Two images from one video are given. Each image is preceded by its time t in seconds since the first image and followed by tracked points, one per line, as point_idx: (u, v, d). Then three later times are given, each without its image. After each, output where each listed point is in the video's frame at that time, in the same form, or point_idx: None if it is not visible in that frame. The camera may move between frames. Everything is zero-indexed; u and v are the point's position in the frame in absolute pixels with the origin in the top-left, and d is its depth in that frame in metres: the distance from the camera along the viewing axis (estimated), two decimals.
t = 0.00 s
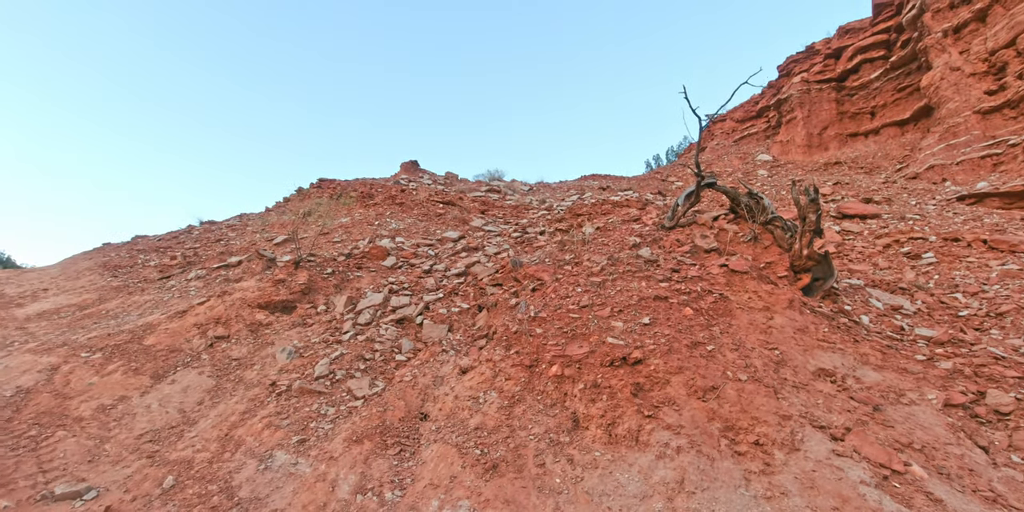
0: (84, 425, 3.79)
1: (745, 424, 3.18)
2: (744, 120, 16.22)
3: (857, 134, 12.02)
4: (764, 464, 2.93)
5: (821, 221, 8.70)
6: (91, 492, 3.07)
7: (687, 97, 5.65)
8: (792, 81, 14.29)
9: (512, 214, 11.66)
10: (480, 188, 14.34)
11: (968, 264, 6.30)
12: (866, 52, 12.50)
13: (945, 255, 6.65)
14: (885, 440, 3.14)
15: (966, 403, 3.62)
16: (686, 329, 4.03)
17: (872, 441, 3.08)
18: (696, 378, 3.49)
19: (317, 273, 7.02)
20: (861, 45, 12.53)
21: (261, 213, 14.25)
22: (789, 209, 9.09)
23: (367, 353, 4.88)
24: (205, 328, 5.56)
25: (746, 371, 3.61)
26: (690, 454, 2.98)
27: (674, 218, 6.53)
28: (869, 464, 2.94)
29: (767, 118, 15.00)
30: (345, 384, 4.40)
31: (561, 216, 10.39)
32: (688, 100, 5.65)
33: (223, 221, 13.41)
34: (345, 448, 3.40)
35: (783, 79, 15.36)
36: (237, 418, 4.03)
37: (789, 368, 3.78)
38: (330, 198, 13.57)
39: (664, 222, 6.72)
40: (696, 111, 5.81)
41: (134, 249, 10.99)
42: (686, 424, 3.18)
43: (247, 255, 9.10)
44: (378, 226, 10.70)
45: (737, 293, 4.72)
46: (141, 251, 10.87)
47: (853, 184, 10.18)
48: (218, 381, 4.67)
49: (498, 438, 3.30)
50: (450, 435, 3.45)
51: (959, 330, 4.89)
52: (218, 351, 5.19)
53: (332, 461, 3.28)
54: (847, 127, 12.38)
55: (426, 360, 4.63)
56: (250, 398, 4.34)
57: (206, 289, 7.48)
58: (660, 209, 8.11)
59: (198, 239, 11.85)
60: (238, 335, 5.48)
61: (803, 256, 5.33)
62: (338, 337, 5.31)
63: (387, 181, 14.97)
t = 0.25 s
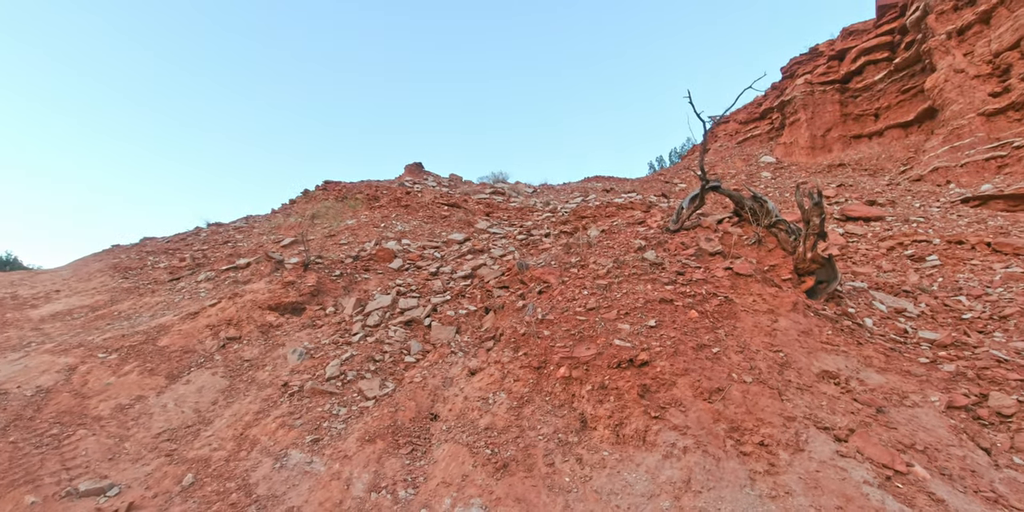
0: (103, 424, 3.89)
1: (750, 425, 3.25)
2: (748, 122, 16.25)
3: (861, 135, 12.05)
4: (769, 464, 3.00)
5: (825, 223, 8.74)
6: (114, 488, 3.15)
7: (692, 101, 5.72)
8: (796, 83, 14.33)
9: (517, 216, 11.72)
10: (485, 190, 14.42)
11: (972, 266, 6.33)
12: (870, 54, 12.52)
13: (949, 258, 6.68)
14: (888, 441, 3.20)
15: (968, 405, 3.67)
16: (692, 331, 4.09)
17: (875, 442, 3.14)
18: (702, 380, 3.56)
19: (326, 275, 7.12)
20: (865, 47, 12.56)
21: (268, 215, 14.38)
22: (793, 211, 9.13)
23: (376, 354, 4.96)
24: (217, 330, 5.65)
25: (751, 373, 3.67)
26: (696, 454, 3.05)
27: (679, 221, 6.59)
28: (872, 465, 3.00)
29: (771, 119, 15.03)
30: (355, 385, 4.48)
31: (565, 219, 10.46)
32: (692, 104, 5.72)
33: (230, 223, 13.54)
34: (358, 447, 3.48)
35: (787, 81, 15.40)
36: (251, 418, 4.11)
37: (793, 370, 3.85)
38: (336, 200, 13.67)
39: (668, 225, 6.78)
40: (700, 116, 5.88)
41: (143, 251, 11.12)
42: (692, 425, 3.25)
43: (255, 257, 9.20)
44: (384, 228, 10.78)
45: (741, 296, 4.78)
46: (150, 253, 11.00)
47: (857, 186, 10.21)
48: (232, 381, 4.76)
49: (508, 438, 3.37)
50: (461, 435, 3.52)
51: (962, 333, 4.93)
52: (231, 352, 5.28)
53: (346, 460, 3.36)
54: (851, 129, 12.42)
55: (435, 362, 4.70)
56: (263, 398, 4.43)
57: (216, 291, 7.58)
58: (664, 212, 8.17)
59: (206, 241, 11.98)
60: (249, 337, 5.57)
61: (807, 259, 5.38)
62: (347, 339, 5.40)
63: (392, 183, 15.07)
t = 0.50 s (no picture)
0: (130, 425, 4.03)
1: (756, 428, 3.35)
2: (752, 126, 16.32)
3: (866, 140, 12.10)
4: (775, 467, 3.09)
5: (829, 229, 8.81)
6: (144, 486, 3.29)
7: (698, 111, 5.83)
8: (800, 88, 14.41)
9: (524, 220, 11.83)
10: (491, 195, 14.55)
11: (977, 273, 6.40)
12: (875, 59, 12.59)
13: (953, 264, 6.75)
14: (891, 445, 3.29)
15: (970, 410, 3.75)
16: (699, 337, 4.20)
17: (878, 446, 3.23)
18: (709, 385, 3.67)
19: (338, 280, 7.26)
20: (870, 52, 12.65)
21: (277, 219, 14.58)
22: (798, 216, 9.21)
23: (390, 358, 5.08)
24: (233, 333, 5.80)
25: (757, 378, 3.77)
26: (703, 457, 3.15)
27: (685, 228, 6.68)
28: (875, 468, 3.10)
29: (775, 124, 15.10)
30: (370, 388, 4.60)
31: (571, 224, 10.57)
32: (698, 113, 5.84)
33: (240, 228, 13.74)
34: (376, 448, 3.61)
35: (791, 86, 15.49)
36: (271, 420, 4.25)
37: (798, 375, 3.94)
38: (344, 204, 13.84)
39: (674, 231, 6.87)
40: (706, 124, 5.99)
41: (156, 254, 11.33)
42: (699, 428, 3.35)
43: (267, 261, 9.36)
44: (393, 232, 10.91)
45: (747, 302, 4.87)
46: (163, 256, 11.20)
47: (862, 191, 10.28)
48: (250, 383, 4.90)
49: (521, 440, 3.49)
50: (475, 437, 3.64)
51: (966, 340, 5.01)
52: (247, 355, 5.42)
53: (364, 460, 3.48)
54: (856, 134, 12.48)
55: (447, 365, 4.81)
56: (281, 400, 4.57)
57: (230, 295, 7.75)
58: (670, 218, 8.27)
59: (217, 245, 12.17)
60: (265, 340, 5.71)
61: (812, 266, 5.47)
62: (361, 343, 5.52)
63: (399, 187, 15.22)
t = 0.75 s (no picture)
0: (163, 425, 4.22)
1: (767, 431, 3.46)
2: (759, 131, 16.37)
3: (875, 145, 12.14)
4: (785, 469, 3.21)
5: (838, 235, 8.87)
6: (182, 483, 3.46)
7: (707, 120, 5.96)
8: (808, 92, 14.47)
9: (533, 225, 11.95)
10: (500, 200, 14.71)
11: (985, 279, 6.45)
12: (883, 63, 12.71)
13: (962, 270, 6.80)
14: (899, 449, 3.39)
15: (978, 415, 3.83)
16: (710, 343, 4.32)
17: (886, 450, 3.33)
18: (720, 389, 3.79)
19: (354, 285, 7.43)
20: (878, 56, 12.73)
21: (290, 223, 14.83)
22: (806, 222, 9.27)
23: (408, 361, 5.23)
24: (255, 337, 5.99)
25: (767, 383, 3.89)
26: (716, 459, 3.28)
27: (694, 234, 6.79)
28: (883, 470, 3.20)
29: (783, 129, 15.15)
30: (390, 390, 4.75)
31: (581, 229, 10.69)
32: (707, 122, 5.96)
33: (254, 232, 14.00)
34: (399, 449, 3.76)
35: (798, 90, 15.54)
36: (295, 421, 4.42)
37: (807, 380, 4.05)
38: (355, 209, 14.04)
39: (684, 237, 6.98)
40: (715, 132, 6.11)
41: (174, 259, 11.60)
42: (712, 431, 3.48)
43: (283, 265, 9.57)
44: (404, 237, 11.07)
45: (757, 308, 4.98)
46: (181, 260, 11.47)
47: (870, 197, 10.32)
48: (273, 385, 5.08)
49: (539, 442, 3.63)
50: (494, 438, 3.78)
51: (974, 346, 5.08)
52: (270, 358, 5.61)
53: (389, 460, 3.64)
54: (864, 139, 12.52)
55: (464, 369, 4.96)
56: (304, 402, 4.73)
57: (248, 299, 7.95)
58: (679, 224, 8.37)
59: (232, 249, 12.42)
60: (286, 344, 5.89)
61: (821, 273, 5.57)
62: (379, 346, 5.66)
63: (409, 192, 15.42)
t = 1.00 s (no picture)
0: (198, 423, 4.44)
1: (778, 433, 3.60)
2: (768, 134, 16.42)
3: (884, 149, 12.18)
4: (796, 469, 3.35)
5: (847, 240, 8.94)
6: (221, 478, 3.67)
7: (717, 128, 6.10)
8: (816, 96, 14.52)
9: (543, 230, 12.09)
10: (510, 204, 14.88)
11: (995, 284, 6.52)
12: (892, 67, 12.75)
13: (972, 276, 6.86)
14: (906, 451, 3.52)
15: (984, 419, 3.92)
16: (721, 347, 4.46)
17: (893, 451, 3.46)
18: (732, 392, 3.93)
19: (371, 289, 7.62)
20: (887, 60, 12.79)
21: (303, 228, 15.11)
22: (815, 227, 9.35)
23: (427, 364, 5.40)
24: (279, 340, 6.20)
25: (778, 387, 4.02)
26: (729, 459, 3.42)
27: (704, 240, 6.91)
28: (890, 471, 3.33)
29: (791, 133, 15.19)
30: (411, 392, 4.92)
31: (590, 234, 10.83)
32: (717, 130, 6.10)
33: (269, 237, 14.29)
34: (424, 448, 3.94)
35: (807, 94, 15.59)
36: (322, 420, 4.61)
37: (817, 384, 4.18)
38: (367, 214, 14.27)
39: (694, 243, 7.10)
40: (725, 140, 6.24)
41: (193, 262, 11.90)
42: (724, 433, 3.62)
43: (300, 270, 9.81)
44: (416, 242, 11.24)
45: (767, 314, 5.11)
46: (200, 264, 11.76)
47: (880, 201, 10.37)
48: (298, 387, 5.28)
49: (557, 442, 3.79)
50: (514, 438, 3.95)
51: (982, 351, 5.17)
52: (293, 360, 5.81)
53: (414, 458, 3.82)
54: (873, 143, 12.55)
55: (481, 372, 5.13)
56: (329, 403, 4.93)
57: (268, 303, 8.18)
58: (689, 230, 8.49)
59: (249, 253, 12.71)
60: (308, 347, 6.10)
61: (830, 278, 5.67)
62: (398, 350, 5.83)
63: (420, 196, 15.63)
